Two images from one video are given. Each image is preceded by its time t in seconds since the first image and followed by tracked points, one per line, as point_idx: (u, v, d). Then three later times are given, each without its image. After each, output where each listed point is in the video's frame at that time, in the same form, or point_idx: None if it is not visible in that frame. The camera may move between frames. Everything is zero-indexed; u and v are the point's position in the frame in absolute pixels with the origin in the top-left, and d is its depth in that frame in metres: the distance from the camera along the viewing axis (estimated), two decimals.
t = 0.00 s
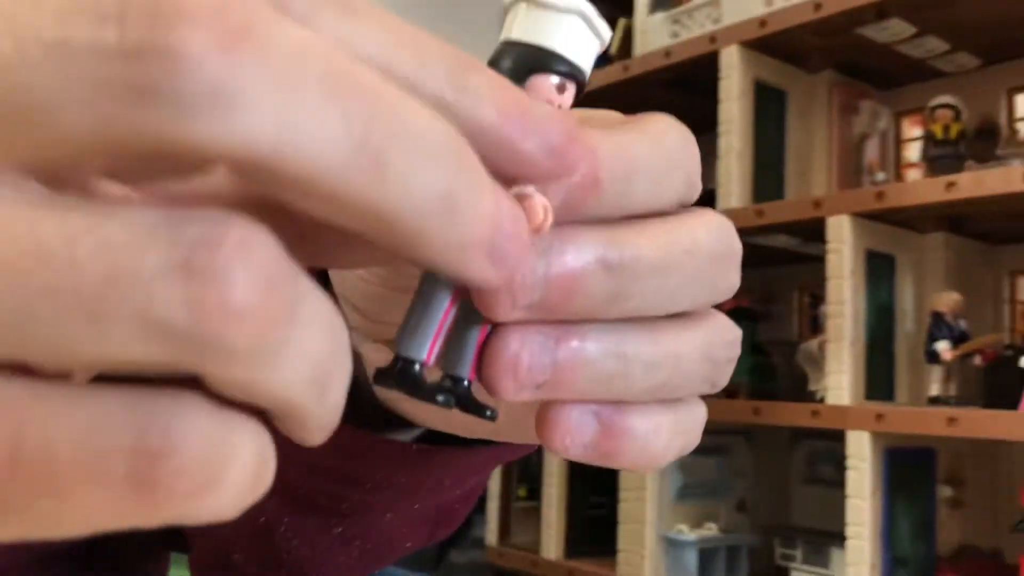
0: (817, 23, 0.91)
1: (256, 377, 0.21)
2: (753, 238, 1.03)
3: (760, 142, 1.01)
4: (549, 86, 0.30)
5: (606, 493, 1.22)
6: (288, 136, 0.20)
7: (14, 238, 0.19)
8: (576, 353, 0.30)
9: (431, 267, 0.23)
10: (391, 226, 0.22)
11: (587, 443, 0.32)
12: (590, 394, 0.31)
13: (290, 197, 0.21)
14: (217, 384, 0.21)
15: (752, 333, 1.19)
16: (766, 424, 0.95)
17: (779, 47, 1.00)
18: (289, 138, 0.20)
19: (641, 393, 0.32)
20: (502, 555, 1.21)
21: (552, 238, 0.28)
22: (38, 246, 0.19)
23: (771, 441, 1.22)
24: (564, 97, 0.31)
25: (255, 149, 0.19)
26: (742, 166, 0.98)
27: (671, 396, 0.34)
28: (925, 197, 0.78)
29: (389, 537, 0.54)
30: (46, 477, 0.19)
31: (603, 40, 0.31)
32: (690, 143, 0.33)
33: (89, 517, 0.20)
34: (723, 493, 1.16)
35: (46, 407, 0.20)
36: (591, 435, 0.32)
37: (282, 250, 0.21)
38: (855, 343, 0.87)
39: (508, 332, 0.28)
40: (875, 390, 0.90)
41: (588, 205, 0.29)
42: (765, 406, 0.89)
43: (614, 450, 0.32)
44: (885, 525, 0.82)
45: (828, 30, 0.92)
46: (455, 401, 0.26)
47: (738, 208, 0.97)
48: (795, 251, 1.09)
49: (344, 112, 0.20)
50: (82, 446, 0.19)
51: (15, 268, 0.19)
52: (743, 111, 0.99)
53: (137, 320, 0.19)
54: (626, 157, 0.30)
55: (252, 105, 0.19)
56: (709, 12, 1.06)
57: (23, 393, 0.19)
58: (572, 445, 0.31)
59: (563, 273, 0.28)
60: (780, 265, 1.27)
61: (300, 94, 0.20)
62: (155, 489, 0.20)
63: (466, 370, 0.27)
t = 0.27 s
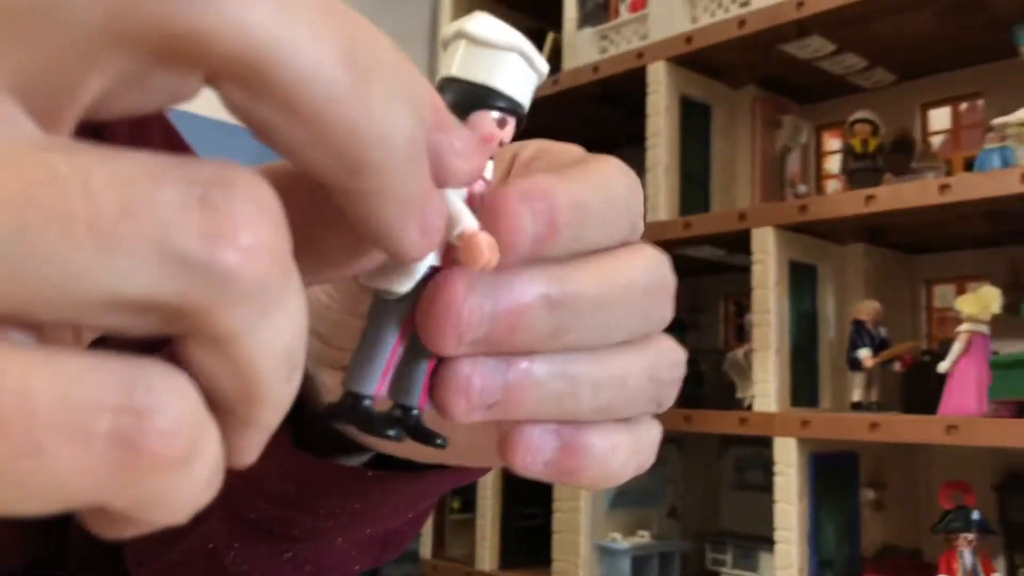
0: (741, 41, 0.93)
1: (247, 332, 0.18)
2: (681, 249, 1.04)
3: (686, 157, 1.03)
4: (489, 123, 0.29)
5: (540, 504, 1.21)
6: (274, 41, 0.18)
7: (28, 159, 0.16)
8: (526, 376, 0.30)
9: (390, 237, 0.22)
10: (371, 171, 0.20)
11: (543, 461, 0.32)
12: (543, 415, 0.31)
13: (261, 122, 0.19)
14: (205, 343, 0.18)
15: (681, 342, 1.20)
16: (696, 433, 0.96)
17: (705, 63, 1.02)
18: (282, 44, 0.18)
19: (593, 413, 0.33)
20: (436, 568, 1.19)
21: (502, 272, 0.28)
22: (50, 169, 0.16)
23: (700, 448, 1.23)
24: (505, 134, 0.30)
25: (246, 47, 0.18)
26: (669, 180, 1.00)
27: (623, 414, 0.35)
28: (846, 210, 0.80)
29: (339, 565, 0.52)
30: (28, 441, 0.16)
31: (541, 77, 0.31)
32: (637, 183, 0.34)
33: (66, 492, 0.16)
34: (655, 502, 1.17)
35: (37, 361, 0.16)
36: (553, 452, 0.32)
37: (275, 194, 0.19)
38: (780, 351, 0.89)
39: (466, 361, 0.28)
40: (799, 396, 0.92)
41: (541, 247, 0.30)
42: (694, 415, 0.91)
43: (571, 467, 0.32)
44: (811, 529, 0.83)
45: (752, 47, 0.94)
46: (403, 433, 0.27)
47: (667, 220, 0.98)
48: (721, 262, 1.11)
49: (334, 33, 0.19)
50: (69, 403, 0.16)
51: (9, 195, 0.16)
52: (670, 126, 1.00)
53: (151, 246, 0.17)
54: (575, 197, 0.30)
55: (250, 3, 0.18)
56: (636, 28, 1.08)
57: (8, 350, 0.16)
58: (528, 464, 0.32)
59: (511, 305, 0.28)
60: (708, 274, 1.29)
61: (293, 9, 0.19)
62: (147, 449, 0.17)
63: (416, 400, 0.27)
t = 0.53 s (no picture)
0: (693, 51, 0.94)
1: (283, 371, 0.17)
2: (638, 255, 1.05)
3: (640, 165, 1.04)
4: (485, 117, 0.30)
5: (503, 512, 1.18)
6: (310, 79, 0.17)
7: (67, 210, 0.15)
8: (509, 395, 0.27)
9: (405, 265, 0.21)
10: (395, 204, 0.19)
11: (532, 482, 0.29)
12: (530, 435, 0.29)
13: (292, 155, 0.18)
14: (239, 382, 0.17)
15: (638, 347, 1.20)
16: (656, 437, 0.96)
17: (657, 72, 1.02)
18: (321, 84, 0.17)
19: (578, 431, 0.30)
20: None
21: (480, 288, 0.26)
22: (93, 217, 0.15)
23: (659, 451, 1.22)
24: (501, 127, 0.30)
25: (287, 85, 0.17)
26: (624, 188, 1.00)
27: (609, 431, 0.32)
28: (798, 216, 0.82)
29: None
30: (73, 488, 0.15)
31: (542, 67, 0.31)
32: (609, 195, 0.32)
33: (105, 538, 0.15)
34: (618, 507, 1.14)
35: (82, 411, 0.15)
36: (543, 474, 0.29)
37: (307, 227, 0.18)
38: (737, 354, 0.90)
39: (451, 384, 0.26)
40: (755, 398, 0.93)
41: (523, 265, 0.27)
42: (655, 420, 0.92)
43: (561, 488, 0.30)
44: (772, 529, 0.85)
45: (704, 56, 0.95)
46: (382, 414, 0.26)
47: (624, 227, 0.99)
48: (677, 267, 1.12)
49: (371, 68, 0.18)
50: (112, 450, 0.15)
51: (60, 241, 0.15)
52: (624, 135, 1.01)
53: (194, 293, 0.16)
54: (551, 209, 0.28)
55: (291, 41, 0.17)
56: (590, 38, 1.06)
57: (56, 402, 0.15)
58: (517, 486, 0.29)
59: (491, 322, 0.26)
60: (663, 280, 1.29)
61: (331, 45, 0.18)
62: (187, 498, 0.16)
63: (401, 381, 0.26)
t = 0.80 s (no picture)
0: (664, 53, 0.95)
1: (339, 377, 0.17)
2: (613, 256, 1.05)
3: (614, 167, 1.03)
4: (515, 135, 0.29)
5: (483, 516, 1.16)
6: (371, 93, 0.17)
7: (138, 222, 0.16)
8: (523, 400, 0.28)
9: (453, 274, 0.20)
10: (447, 215, 0.19)
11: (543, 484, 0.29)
12: (542, 438, 0.29)
13: (349, 171, 0.17)
14: (294, 384, 0.17)
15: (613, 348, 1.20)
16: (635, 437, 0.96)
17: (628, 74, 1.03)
18: (382, 97, 0.17)
19: (588, 433, 0.31)
20: None
21: (501, 297, 0.26)
22: (165, 230, 0.16)
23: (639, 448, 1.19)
24: (529, 144, 0.30)
25: (350, 103, 0.16)
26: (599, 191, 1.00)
27: (614, 433, 0.32)
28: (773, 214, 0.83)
29: None
30: (154, 494, 0.15)
31: (573, 87, 0.30)
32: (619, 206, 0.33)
33: (183, 543, 0.15)
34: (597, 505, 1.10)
35: (157, 422, 0.15)
36: (550, 474, 0.30)
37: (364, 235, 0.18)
38: (714, 353, 0.91)
39: (469, 391, 0.26)
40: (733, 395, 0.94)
41: (542, 276, 0.28)
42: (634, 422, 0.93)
43: (570, 489, 0.30)
44: (753, 524, 0.85)
45: (675, 58, 0.96)
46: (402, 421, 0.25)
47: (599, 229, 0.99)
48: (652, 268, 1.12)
49: (424, 81, 0.18)
50: (188, 457, 0.15)
51: (134, 253, 0.15)
52: (597, 136, 1.00)
53: (265, 301, 0.16)
54: (570, 220, 0.28)
55: (352, 55, 0.16)
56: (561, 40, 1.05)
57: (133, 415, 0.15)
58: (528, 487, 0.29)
59: (511, 331, 0.26)
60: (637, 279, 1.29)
61: (388, 57, 0.17)
62: (260, 503, 0.16)
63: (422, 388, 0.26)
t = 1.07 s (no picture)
0: (640, 48, 0.94)
1: (343, 378, 0.16)
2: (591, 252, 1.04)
3: (591, 163, 1.02)
4: (502, 138, 0.29)
5: (464, 515, 1.15)
6: (364, 89, 0.15)
7: (131, 229, 0.14)
8: (514, 402, 0.28)
9: (445, 263, 0.19)
10: (444, 210, 0.17)
11: (531, 487, 0.30)
12: (532, 440, 0.29)
13: (341, 168, 0.16)
14: (293, 387, 0.16)
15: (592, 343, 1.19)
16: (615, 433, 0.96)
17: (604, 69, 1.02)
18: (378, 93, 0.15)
19: (578, 435, 0.31)
20: None
21: (494, 300, 0.26)
22: (160, 233, 0.14)
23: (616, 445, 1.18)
24: (517, 146, 0.29)
25: (342, 97, 0.15)
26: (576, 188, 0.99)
27: (604, 430, 0.32)
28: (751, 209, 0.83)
29: None
30: (159, 506, 0.13)
31: (560, 88, 0.30)
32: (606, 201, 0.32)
33: (187, 553, 0.14)
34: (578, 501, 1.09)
35: (162, 432, 0.14)
36: (538, 474, 0.30)
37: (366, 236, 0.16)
38: (695, 346, 0.91)
39: (460, 396, 0.26)
40: (713, 389, 0.94)
41: (535, 279, 0.27)
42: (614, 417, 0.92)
43: (561, 492, 0.30)
44: (737, 516, 0.86)
45: (651, 53, 0.96)
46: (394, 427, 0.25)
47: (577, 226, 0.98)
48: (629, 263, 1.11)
49: (420, 71, 0.16)
50: (192, 467, 0.14)
51: (128, 259, 0.14)
52: (574, 133, 0.99)
53: (267, 305, 0.14)
54: (562, 222, 0.28)
55: (343, 48, 0.15)
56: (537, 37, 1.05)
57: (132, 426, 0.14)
58: (516, 489, 0.29)
59: (506, 335, 0.26)
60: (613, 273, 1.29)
61: (382, 47, 0.15)
62: (271, 510, 0.14)
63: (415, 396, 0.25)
